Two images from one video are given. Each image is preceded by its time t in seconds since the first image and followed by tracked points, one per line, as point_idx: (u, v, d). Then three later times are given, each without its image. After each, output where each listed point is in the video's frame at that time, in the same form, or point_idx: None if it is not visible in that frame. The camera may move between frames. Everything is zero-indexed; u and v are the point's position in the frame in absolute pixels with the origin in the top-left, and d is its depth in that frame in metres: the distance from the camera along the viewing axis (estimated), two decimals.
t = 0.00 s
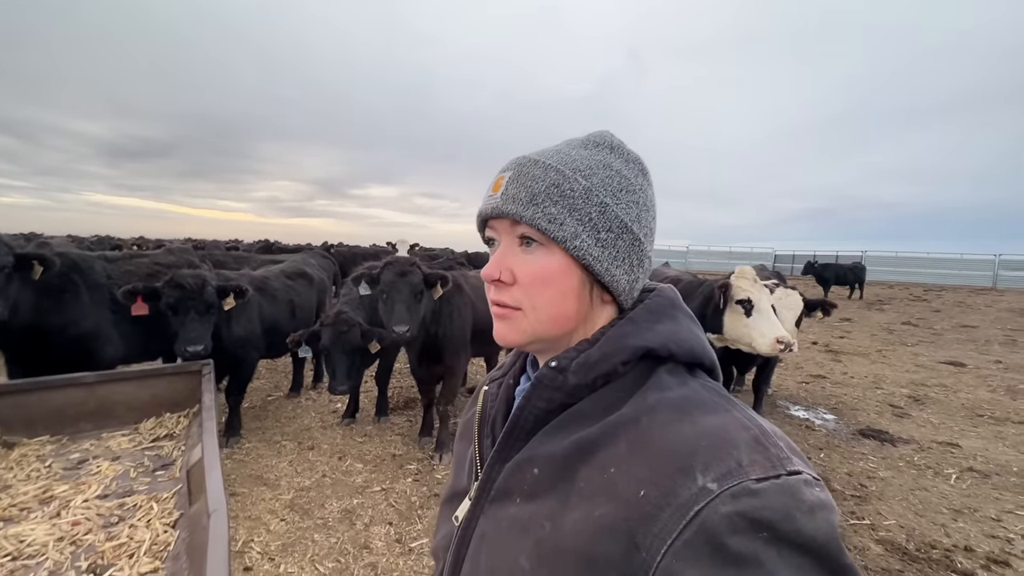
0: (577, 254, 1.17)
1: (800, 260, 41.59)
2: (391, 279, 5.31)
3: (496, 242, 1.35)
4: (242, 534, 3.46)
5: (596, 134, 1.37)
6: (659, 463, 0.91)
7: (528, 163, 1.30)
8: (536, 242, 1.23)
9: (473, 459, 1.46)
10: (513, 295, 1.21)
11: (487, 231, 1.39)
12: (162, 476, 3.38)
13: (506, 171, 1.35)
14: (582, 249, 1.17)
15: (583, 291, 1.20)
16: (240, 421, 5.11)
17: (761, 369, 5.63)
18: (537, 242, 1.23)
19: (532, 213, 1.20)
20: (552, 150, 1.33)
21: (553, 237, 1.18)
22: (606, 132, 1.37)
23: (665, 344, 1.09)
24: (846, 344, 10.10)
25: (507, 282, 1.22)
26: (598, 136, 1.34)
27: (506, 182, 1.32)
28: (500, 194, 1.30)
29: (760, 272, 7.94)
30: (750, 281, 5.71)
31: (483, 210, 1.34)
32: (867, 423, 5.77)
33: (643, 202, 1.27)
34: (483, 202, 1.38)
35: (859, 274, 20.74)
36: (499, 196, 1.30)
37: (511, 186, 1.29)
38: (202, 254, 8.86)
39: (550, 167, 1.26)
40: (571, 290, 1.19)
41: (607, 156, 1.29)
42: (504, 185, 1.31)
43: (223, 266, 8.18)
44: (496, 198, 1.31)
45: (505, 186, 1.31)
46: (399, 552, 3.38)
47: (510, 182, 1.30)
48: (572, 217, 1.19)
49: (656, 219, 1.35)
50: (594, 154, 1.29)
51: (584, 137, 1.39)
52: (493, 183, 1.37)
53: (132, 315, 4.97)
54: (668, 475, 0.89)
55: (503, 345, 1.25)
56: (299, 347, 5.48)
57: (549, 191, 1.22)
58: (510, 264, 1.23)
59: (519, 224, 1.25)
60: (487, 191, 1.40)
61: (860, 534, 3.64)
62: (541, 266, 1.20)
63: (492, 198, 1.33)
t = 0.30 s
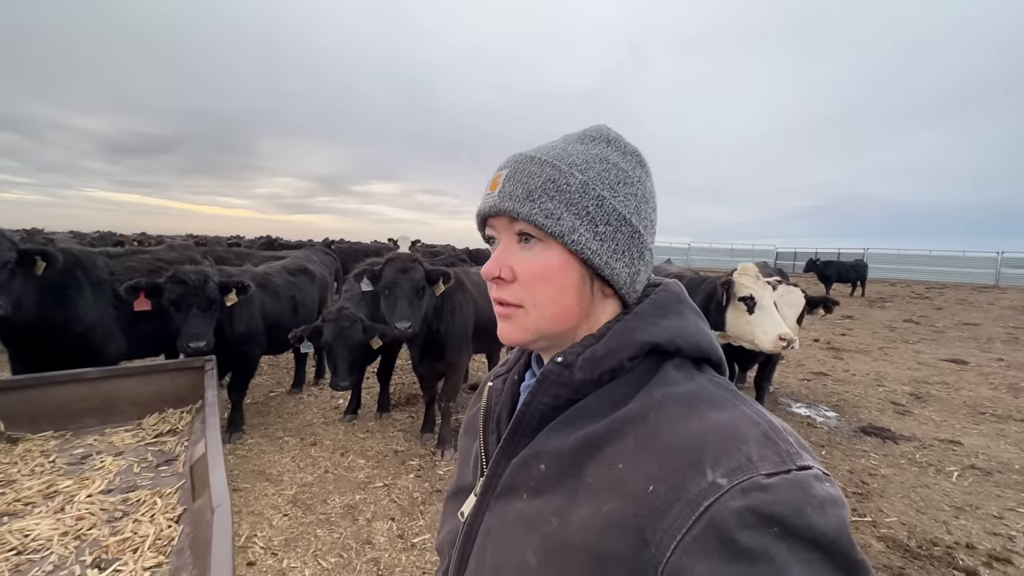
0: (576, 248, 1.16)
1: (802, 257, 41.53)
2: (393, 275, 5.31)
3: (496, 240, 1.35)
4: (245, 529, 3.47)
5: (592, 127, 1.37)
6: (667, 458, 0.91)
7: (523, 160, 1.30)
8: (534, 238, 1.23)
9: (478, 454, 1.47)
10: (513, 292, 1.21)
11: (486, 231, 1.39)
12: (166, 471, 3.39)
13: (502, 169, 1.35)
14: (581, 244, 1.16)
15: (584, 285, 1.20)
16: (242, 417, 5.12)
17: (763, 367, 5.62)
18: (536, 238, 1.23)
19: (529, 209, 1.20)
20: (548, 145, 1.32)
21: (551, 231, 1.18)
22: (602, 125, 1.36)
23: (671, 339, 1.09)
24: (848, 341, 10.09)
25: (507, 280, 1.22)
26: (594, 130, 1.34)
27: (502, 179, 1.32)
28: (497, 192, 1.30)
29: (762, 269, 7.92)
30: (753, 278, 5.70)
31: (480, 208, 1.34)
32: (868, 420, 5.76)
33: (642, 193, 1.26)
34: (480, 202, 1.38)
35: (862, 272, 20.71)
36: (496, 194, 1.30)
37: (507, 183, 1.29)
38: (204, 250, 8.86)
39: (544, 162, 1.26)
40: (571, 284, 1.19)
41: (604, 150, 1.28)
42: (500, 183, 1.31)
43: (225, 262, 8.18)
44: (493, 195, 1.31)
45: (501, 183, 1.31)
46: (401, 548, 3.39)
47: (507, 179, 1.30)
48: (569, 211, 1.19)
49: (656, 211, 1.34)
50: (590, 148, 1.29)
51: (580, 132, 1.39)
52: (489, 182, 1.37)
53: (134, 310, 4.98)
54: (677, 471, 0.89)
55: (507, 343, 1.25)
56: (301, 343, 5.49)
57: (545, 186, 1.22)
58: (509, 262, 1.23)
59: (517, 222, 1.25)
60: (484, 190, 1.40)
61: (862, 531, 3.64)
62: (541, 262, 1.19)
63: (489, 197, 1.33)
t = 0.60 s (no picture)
0: (548, 258, 1.16)
1: (803, 258, 41.50)
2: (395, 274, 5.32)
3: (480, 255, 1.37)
4: (246, 529, 3.48)
5: (569, 137, 1.36)
6: (667, 462, 0.91)
7: (498, 177, 1.32)
8: (510, 249, 1.24)
9: (480, 458, 1.47)
10: (494, 304, 1.23)
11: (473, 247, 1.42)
12: (167, 471, 3.39)
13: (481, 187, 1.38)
14: (552, 254, 1.16)
15: (561, 293, 1.19)
16: (243, 416, 5.13)
17: (764, 367, 5.62)
18: (512, 250, 1.24)
19: (501, 224, 1.21)
20: (522, 160, 1.33)
21: (523, 244, 1.19)
22: (579, 135, 1.35)
23: (671, 343, 1.09)
24: (849, 342, 10.09)
25: (487, 293, 1.23)
26: (570, 139, 1.33)
27: (480, 198, 1.34)
28: (475, 210, 1.32)
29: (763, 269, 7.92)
30: (753, 279, 5.70)
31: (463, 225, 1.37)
32: (868, 421, 5.77)
33: (619, 199, 1.24)
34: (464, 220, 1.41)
35: (863, 272, 20.70)
36: (474, 213, 1.32)
37: (483, 201, 1.31)
38: (205, 249, 8.86)
39: (516, 178, 1.27)
40: (547, 292, 1.19)
41: (577, 158, 1.27)
42: (477, 201, 1.33)
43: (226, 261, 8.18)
44: (473, 212, 1.34)
45: (479, 201, 1.33)
46: (401, 548, 3.40)
47: (483, 197, 1.32)
48: (541, 223, 1.19)
49: (641, 213, 1.31)
50: (562, 158, 1.28)
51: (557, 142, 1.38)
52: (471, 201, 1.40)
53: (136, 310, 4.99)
54: (677, 474, 0.89)
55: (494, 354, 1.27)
56: (301, 343, 5.50)
57: (516, 200, 1.23)
58: (488, 275, 1.25)
59: (494, 236, 1.27)
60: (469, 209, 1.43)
61: (862, 532, 3.65)
62: (517, 272, 1.20)
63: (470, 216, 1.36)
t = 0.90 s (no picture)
0: (568, 261, 1.16)
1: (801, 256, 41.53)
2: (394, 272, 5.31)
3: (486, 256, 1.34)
4: (245, 527, 3.47)
5: (578, 134, 1.35)
6: (670, 466, 0.90)
7: (510, 174, 1.29)
8: (525, 252, 1.22)
9: (479, 460, 1.46)
10: (506, 307, 1.20)
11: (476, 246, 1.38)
12: (166, 469, 3.39)
13: (489, 183, 1.34)
14: (573, 257, 1.16)
15: (577, 298, 1.19)
16: (242, 414, 5.13)
17: (763, 366, 5.63)
18: (527, 252, 1.22)
19: (518, 224, 1.19)
20: (533, 156, 1.31)
21: (543, 246, 1.17)
22: (587, 132, 1.34)
23: (673, 346, 1.08)
24: (847, 340, 10.11)
25: (500, 295, 1.21)
26: (580, 136, 1.33)
27: (490, 195, 1.31)
28: (485, 208, 1.29)
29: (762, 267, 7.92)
30: (753, 277, 5.71)
31: (470, 222, 1.33)
32: (867, 420, 5.78)
33: (631, 200, 1.26)
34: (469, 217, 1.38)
35: (861, 271, 20.73)
36: (484, 210, 1.29)
37: (495, 198, 1.28)
38: (203, 245, 8.83)
39: (531, 176, 1.25)
40: (564, 297, 1.18)
41: (589, 157, 1.27)
42: (488, 198, 1.30)
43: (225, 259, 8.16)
44: (481, 210, 1.31)
45: (489, 198, 1.30)
46: (401, 545, 3.40)
47: (494, 194, 1.29)
48: (560, 224, 1.18)
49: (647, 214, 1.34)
50: (576, 157, 1.27)
51: (565, 138, 1.37)
52: (477, 196, 1.36)
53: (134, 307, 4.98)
54: (680, 478, 0.88)
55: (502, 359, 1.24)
56: (300, 341, 5.49)
57: (534, 200, 1.21)
58: (501, 277, 1.22)
59: (507, 237, 1.24)
60: (472, 205, 1.39)
61: (860, 531, 3.66)
62: (533, 276, 1.19)
63: (478, 212, 1.33)
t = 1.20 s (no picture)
0: (581, 257, 1.15)
1: (805, 255, 41.40)
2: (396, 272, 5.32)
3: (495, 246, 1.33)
4: (247, 525, 3.49)
5: (594, 131, 1.35)
6: (666, 470, 0.90)
7: (526, 166, 1.28)
8: (537, 245, 1.22)
9: (476, 460, 1.46)
10: (516, 300, 1.19)
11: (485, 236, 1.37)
12: (168, 467, 3.40)
13: (504, 173, 1.33)
14: (586, 253, 1.15)
15: (587, 294, 1.19)
16: (245, 412, 5.14)
17: (766, 365, 5.62)
18: (539, 245, 1.21)
19: (535, 217, 1.18)
20: (551, 149, 1.31)
21: (557, 240, 1.16)
22: (603, 130, 1.35)
23: (671, 348, 1.08)
24: (850, 340, 10.08)
25: (510, 287, 1.20)
26: (596, 134, 1.33)
27: (504, 184, 1.30)
28: (500, 197, 1.28)
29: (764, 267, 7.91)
30: (755, 277, 5.70)
31: (481, 212, 1.32)
32: (870, 420, 5.76)
33: (644, 201, 1.26)
34: (480, 206, 1.36)
35: (865, 270, 20.65)
36: (498, 200, 1.27)
37: (510, 188, 1.27)
38: (206, 245, 8.86)
39: (550, 168, 1.24)
40: (575, 293, 1.18)
41: (606, 155, 1.27)
42: (503, 188, 1.29)
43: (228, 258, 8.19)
44: (495, 200, 1.29)
45: (504, 188, 1.29)
46: (402, 544, 3.41)
47: (510, 184, 1.28)
48: (576, 218, 1.18)
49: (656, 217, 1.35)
50: (593, 154, 1.27)
51: (581, 135, 1.37)
52: (490, 186, 1.35)
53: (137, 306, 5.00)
54: (675, 482, 0.88)
55: (507, 352, 1.24)
56: (302, 339, 5.50)
57: (551, 193, 1.21)
58: (512, 269, 1.21)
59: (520, 228, 1.23)
60: (484, 194, 1.37)
61: (863, 531, 3.65)
62: (545, 270, 1.18)
63: (491, 201, 1.31)
